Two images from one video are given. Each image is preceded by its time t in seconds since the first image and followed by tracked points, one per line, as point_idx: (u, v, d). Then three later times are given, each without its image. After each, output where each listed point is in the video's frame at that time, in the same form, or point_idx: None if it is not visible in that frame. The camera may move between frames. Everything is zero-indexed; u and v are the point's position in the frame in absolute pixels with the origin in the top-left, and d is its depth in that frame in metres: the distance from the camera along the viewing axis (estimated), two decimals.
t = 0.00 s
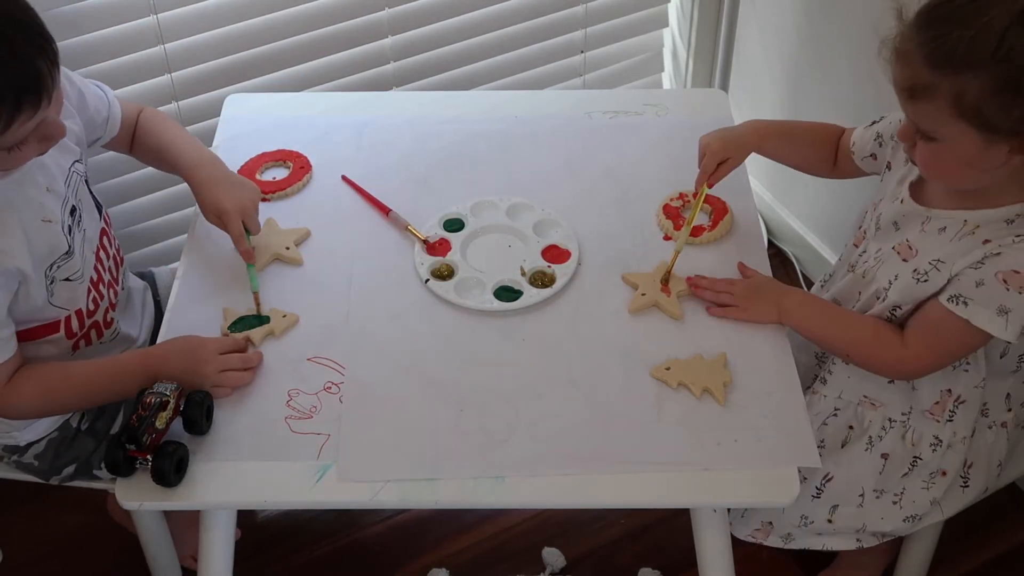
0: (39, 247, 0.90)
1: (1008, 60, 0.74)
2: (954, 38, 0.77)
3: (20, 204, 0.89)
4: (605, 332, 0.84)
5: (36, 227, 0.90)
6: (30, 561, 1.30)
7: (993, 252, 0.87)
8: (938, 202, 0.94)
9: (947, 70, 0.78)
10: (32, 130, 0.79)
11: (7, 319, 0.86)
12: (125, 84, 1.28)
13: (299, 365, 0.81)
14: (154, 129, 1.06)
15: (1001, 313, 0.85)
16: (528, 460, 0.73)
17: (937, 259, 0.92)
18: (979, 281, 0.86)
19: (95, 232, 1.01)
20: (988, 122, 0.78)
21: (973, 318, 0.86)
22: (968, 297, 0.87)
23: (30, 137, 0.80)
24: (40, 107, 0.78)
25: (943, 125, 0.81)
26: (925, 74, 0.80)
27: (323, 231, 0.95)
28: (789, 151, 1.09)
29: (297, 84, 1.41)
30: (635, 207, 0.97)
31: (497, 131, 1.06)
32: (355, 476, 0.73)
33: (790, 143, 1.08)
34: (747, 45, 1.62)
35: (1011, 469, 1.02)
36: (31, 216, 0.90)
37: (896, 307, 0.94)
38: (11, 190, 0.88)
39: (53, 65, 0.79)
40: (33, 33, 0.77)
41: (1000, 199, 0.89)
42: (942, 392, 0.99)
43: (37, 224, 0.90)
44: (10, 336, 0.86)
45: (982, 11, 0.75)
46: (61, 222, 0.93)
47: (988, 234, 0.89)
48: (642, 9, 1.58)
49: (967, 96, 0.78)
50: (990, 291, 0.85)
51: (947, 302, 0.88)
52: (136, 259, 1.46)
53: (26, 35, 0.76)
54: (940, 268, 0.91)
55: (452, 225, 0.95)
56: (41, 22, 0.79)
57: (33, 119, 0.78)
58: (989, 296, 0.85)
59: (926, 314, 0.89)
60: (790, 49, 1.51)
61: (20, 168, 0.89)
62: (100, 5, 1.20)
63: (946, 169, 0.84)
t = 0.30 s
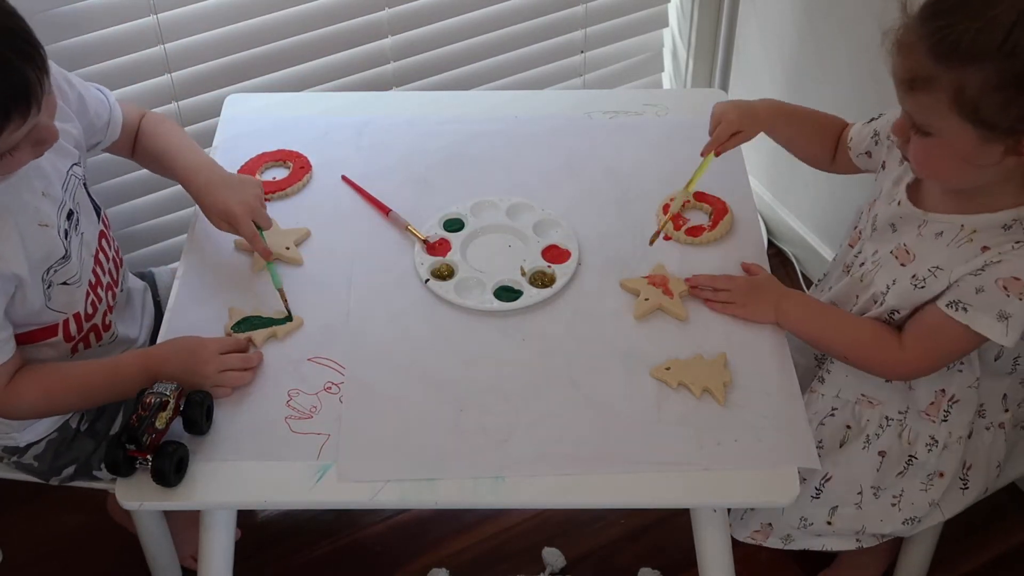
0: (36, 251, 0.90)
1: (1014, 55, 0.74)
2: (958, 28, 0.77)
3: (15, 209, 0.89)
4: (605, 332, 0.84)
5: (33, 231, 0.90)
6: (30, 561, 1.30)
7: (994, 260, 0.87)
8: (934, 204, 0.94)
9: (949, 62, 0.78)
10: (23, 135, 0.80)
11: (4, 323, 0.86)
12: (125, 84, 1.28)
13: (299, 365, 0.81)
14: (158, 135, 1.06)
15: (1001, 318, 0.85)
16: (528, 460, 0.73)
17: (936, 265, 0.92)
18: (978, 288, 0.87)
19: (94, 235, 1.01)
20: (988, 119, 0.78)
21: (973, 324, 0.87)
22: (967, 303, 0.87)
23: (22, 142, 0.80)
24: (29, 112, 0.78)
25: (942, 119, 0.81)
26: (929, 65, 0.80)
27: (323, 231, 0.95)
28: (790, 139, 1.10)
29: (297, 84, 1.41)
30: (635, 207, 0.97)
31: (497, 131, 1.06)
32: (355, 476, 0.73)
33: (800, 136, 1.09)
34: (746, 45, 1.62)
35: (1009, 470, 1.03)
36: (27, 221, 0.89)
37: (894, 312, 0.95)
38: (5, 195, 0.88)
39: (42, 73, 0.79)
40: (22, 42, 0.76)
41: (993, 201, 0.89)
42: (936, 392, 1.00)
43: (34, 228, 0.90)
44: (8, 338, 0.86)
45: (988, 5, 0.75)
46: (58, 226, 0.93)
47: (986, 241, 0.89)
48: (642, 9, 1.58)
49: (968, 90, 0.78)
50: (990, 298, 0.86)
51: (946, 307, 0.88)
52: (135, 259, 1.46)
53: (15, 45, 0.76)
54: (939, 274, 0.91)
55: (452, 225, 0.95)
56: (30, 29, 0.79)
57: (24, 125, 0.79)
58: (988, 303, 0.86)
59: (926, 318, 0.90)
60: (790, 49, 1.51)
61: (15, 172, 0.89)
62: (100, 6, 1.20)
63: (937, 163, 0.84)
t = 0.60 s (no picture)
0: (86, 269, 0.91)
1: None
2: (992, 18, 0.77)
3: (77, 227, 0.90)
4: (605, 332, 0.84)
5: (88, 249, 0.91)
6: (29, 561, 1.30)
7: (1001, 252, 0.87)
8: (961, 190, 0.94)
9: (981, 50, 0.78)
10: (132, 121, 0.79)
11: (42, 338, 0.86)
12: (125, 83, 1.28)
13: (299, 365, 0.81)
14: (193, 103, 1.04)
15: (1006, 316, 0.85)
16: (528, 460, 0.73)
17: (948, 249, 0.92)
18: (985, 282, 0.86)
19: (134, 250, 1.03)
20: (1014, 111, 0.79)
21: (978, 320, 0.86)
22: (974, 297, 0.86)
23: (126, 130, 0.80)
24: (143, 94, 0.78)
25: (969, 109, 0.81)
26: (954, 52, 0.80)
27: (323, 231, 0.95)
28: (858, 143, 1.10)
29: (298, 84, 1.41)
30: (635, 207, 0.97)
31: (497, 131, 1.06)
32: (355, 476, 0.73)
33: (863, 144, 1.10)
34: (747, 45, 1.62)
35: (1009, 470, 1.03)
36: (85, 237, 0.91)
37: (902, 297, 0.96)
38: (71, 210, 0.89)
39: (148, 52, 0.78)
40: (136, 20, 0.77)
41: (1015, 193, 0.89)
42: (943, 393, 0.98)
43: (89, 244, 0.91)
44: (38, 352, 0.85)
45: None
46: (108, 243, 0.94)
47: (1001, 233, 0.89)
48: (643, 9, 1.58)
49: (991, 81, 0.78)
50: (995, 293, 0.85)
51: (954, 302, 0.88)
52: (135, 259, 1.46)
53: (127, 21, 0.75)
54: (950, 259, 0.92)
55: (452, 225, 0.95)
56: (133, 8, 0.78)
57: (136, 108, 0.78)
58: (994, 298, 0.85)
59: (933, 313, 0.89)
60: (790, 49, 1.51)
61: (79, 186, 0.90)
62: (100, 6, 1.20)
63: (960, 151, 0.84)
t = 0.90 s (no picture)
0: (54, 258, 0.90)
1: None
2: (1001, 19, 0.76)
3: (37, 215, 0.89)
4: (605, 332, 0.84)
5: (54, 238, 0.90)
6: (29, 561, 1.30)
7: (1008, 251, 0.87)
8: (957, 192, 0.94)
9: (990, 48, 0.78)
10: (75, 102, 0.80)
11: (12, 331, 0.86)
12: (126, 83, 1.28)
13: (299, 365, 0.81)
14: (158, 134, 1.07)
15: (1010, 311, 0.85)
16: (528, 460, 0.73)
17: (951, 253, 0.92)
18: (991, 279, 0.86)
19: (109, 238, 1.02)
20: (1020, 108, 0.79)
21: (982, 317, 0.86)
22: (978, 293, 0.86)
23: (70, 113, 0.80)
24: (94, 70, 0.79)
25: (974, 105, 0.81)
26: (966, 50, 0.79)
27: (323, 232, 0.95)
28: (828, 157, 1.11)
29: (297, 84, 1.41)
30: (635, 207, 0.97)
31: (497, 131, 1.06)
32: (355, 476, 0.73)
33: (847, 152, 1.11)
34: (746, 46, 1.62)
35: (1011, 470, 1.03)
36: (48, 227, 0.90)
37: (905, 301, 0.96)
38: (27, 201, 0.88)
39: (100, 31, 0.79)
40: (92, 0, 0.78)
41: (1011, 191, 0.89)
42: (941, 393, 0.99)
43: (54, 235, 0.90)
44: (15, 345, 0.86)
45: None
46: (76, 232, 0.93)
47: (1003, 233, 0.89)
48: (642, 9, 1.58)
49: (1005, 80, 0.78)
50: (1000, 290, 0.85)
51: (957, 297, 0.87)
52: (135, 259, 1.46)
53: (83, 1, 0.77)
54: (953, 262, 0.92)
55: (452, 225, 0.95)
56: None
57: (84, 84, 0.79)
58: (997, 295, 0.85)
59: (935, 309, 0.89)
60: (790, 49, 1.51)
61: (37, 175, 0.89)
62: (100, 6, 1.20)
63: (963, 147, 0.84)
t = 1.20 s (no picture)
0: (31, 251, 0.90)
1: (936, 46, 0.75)
2: (875, 33, 0.78)
3: (11, 208, 0.89)
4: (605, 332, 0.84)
5: (30, 231, 0.90)
6: (30, 561, 1.30)
7: (948, 243, 0.87)
8: (891, 194, 0.94)
9: (877, 64, 0.79)
10: (33, 100, 0.79)
11: None
12: (126, 84, 1.28)
13: (299, 365, 0.81)
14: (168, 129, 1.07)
15: (967, 303, 0.85)
16: (528, 460, 0.73)
17: (900, 252, 0.92)
18: (940, 274, 0.87)
19: (93, 233, 1.01)
20: (924, 110, 0.79)
21: (944, 313, 0.86)
22: (934, 292, 0.86)
23: (29, 110, 0.80)
24: (45, 73, 0.79)
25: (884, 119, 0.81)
26: (855, 68, 0.81)
27: (323, 231, 0.95)
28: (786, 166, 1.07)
29: (297, 84, 1.41)
30: (635, 207, 0.97)
31: (497, 131, 1.06)
32: (355, 476, 0.73)
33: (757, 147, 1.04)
34: (746, 45, 1.62)
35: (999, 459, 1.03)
36: (24, 220, 0.90)
37: (865, 305, 0.94)
38: None
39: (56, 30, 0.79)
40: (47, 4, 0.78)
41: (945, 188, 0.89)
42: (923, 390, 0.99)
43: (31, 227, 0.90)
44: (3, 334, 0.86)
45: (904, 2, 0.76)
46: (54, 224, 0.93)
47: (943, 224, 0.89)
48: (642, 9, 1.58)
49: (898, 88, 0.79)
50: (953, 284, 0.85)
51: (916, 299, 0.88)
52: (136, 259, 1.46)
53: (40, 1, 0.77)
54: (902, 261, 0.91)
55: (452, 225, 0.95)
56: None
57: (38, 86, 0.79)
58: (952, 289, 0.85)
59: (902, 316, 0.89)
60: (789, 49, 1.51)
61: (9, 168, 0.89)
62: (101, 6, 1.20)
63: (889, 159, 0.84)
